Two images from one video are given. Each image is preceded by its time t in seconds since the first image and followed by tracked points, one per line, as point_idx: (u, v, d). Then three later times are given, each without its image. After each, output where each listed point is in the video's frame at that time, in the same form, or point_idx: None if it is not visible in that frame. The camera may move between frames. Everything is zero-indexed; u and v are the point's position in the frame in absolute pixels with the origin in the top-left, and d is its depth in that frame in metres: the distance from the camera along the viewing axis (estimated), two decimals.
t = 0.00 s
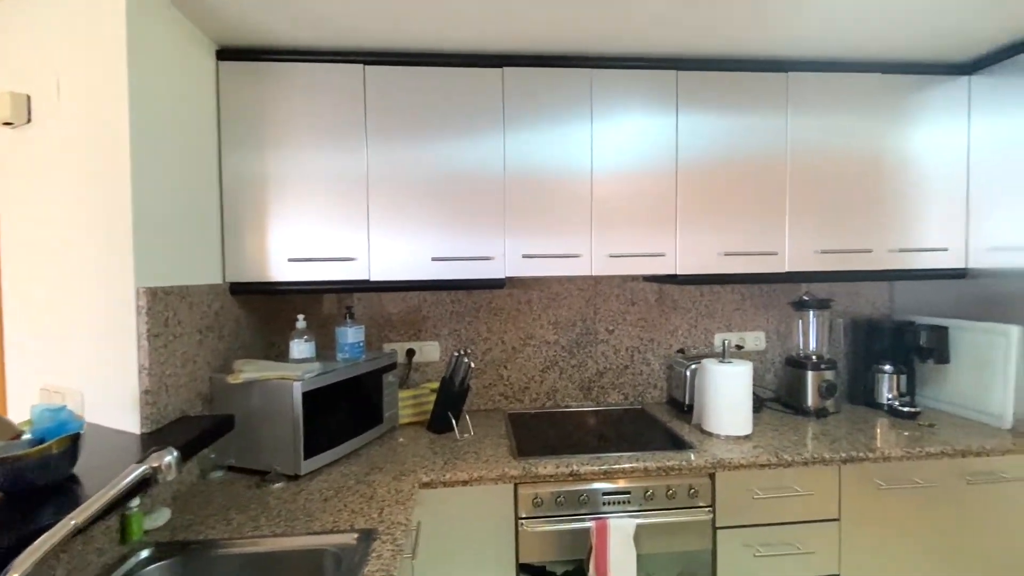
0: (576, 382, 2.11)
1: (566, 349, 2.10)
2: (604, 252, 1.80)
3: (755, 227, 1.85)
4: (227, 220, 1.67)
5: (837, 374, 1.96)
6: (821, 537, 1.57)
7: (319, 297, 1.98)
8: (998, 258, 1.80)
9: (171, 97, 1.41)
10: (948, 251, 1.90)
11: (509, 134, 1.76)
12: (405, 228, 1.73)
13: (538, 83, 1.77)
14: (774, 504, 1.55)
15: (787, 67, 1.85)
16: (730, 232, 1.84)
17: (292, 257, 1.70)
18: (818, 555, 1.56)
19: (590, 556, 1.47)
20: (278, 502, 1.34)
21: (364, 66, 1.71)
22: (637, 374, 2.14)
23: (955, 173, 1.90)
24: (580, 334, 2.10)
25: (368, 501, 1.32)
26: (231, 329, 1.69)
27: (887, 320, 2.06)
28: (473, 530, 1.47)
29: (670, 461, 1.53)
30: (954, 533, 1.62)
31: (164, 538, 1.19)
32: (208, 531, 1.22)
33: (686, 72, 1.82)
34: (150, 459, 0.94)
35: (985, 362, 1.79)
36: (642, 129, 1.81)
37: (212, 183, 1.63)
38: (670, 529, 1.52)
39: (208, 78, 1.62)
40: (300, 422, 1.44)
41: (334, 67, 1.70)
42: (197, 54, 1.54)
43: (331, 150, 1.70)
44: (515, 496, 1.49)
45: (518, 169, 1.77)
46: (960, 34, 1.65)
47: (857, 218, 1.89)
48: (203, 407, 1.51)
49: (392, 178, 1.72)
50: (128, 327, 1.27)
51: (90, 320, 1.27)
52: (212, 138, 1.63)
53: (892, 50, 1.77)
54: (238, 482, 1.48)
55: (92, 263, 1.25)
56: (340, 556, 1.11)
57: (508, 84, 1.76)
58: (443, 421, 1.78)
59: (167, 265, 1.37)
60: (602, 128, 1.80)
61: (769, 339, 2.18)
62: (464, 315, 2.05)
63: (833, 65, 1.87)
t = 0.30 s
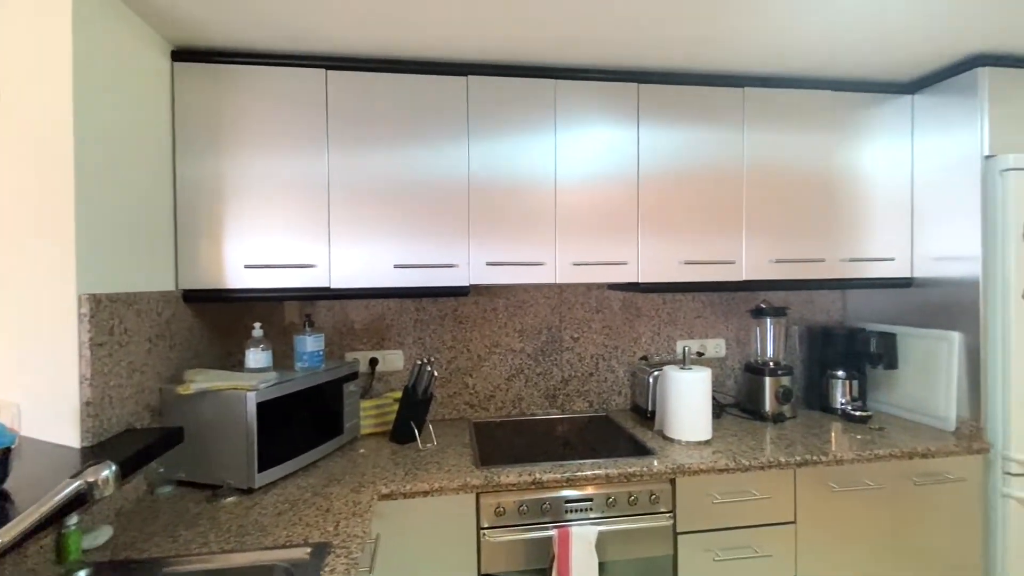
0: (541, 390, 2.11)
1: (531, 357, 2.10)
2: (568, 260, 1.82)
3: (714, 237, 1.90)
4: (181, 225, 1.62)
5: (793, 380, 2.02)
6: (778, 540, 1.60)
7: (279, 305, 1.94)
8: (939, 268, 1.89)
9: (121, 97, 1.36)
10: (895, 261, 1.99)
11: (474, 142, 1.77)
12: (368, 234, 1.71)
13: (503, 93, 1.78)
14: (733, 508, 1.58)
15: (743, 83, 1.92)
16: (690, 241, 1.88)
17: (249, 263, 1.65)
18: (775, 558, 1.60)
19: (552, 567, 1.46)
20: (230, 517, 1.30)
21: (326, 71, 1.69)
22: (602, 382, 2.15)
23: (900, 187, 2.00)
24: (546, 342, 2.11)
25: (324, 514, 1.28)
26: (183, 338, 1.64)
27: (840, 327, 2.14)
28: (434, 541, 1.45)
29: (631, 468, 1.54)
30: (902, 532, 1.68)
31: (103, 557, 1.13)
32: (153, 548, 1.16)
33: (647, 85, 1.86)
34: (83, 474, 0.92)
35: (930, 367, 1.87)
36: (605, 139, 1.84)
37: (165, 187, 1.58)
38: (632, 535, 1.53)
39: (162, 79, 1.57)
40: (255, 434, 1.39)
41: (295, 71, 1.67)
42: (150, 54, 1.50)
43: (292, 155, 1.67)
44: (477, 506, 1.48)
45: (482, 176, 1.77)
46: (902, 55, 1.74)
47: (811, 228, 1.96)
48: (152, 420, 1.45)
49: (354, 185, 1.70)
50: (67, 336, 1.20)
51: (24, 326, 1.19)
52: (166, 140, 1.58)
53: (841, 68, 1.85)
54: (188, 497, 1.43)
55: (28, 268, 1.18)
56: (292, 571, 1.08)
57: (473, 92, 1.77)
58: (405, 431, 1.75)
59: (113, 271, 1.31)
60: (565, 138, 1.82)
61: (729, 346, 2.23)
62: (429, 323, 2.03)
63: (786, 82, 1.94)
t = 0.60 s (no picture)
0: (502, 395, 2.10)
1: (492, 362, 2.09)
2: (528, 265, 1.83)
3: (670, 244, 1.95)
4: (125, 226, 1.55)
5: (745, 383, 2.09)
6: (728, 538, 1.64)
7: (231, 310, 1.88)
8: (878, 275, 1.99)
9: (58, 89, 1.29)
10: (838, 268, 2.08)
11: (433, 146, 1.76)
12: (324, 238, 1.68)
13: (463, 98, 1.78)
14: (686, 508, 1.62)
15: (697, 95, 1.98)
16: (646, 247, 1.93)
17: (198, 266, 1.59)
18: (726, 556, 1.64)
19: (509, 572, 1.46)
20: (172, 531, 1.24)
21: (281, 71, 1.66)
22: (562, 386, 2.17)
23: (843, 197, 2.10)
24: (506, 346, 2.11)
25: (273, 526, 1.25)
26: (126, 344, 1.57)
27: (788, 331, 2.22)
28: (388, 550, 1.43)
29: (588, 471, 1.55)
30: (845, 528, 1.75)
31: None
32: (86, 566, 1.10)
33: (605, 94, 1.90)
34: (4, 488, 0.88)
35: (871, 369, 1.96)
36: (564, 146, 1.86)
37: (107, 186, 1.51)
38: (588, 537, 1.54)
39: (106, 74, 1.51)
40: (201, 444, 1.34)
41: (248, 70, 1.63)
42: (92, 47, 1.44)
43: (244, 156, 1.62)
44: (433, 514, 1.46)
45: (442, 180, 1.77)
46: (844, 72, 1.83)
47: (761, 236, 2.03)
48: (89, 430, 1.38)
49: (310, 187, 1.67)
50: None
51: None
52: (108, 137, 1.52)
53: (787, 83, 1.94)
54: (128, 511, 1.36)
55: None
56: None
57: (432, 97, 1.76)
58: (361, 438, 1.72)
59: (47, 272, 1.24)
60: (525, 144, 1.83)
61: (685, 350, 2.29)
62: (388, 328, 2.00)
63: (737, 95, 2.01)
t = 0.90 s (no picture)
0: (460, 399, 2.10)
1: (450, 367, 2.09)
2: (485, 269, 1.84)
3: (624, 248, 1.99)
4: (58, 229, 1.47)
5: (697, 382, 2.16)
6: (680, 534, 1.69)
7: (176, 316, 1.81)
8: (819, 277, 2.09)
9: None
10: (782, 271, 2.18)
11: (389, 149, 1.75)
12: (275, 240, 1.64)
13: (418, 101, 1.78)
14: (640, 506, 1.65)
15: (649, 103, 2.04)
16: (601, 251, 1.96)
17: (139, 271, 1.52)
18: (679, 551, 1.69)
19: None
20: (108, 548, 1.18)
21: (230, 69, 1.61)
22: (520, 389, 2.18)
23: (787, 204, 2.20)
24: (465, 350, 2.11)
25: (218, 538, 1.20)
26: (59, 353, 1.48)
27: (737, 332, 2.31)
28: (342, 559, 1.40)
29: (544, 472, 1.57)
30: (790, 520, 1.82)
31: None
32: None
33: (560, 100, 1.93)
34: None
35: (814, 367, 2.06)
36: (521, 151, 1.88)
37: (39, 186, 1.43)
38: (545, 538, 1.55)
39: (38, 67, 1.43)
40: (140, 456, 1.28)
41: (194, 67, 1.58)
42: (22, 39, 1.36)
43: (190, 156, 1.57)
44: (387, 520, 1.44)
45: (397, 183, 1.75)
46: (785, 83, 1.92)
47: (710, 240, 2.11)
48: (17, 444, 1.30)
49: (261, 189, 1.63)
50: None
51: None
52: (40, 135, 1.44)
53: (733, 93, 2.02)
54: (59, 528, 1.29)
55: None
56: None
57: (387, 99, 1.75)
58: (314, 446, 1.68)
59: None
60: (482, 148, 1.84)
61: (640, 351, 2.34)
62: (343, 333, 1.97)
63: (686, 104, 2.09)
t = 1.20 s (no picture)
0: (413, 398, 2.08)
1: (403, 365, 2.07)
2: (438, 266, 1.83)
3: (576, 246, 2.03)
4: None
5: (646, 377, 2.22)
6: (627, 524, 1.74)
7: (109, 314, 1.72)
8: (759, 276, 2.19)
9: None
10: (726, 270, 2.27)
11: (338, 144, 1.72)
12: (218, 236, 1.59)
13: (369, 96, 1.76)
14: (589, 499, 1.69)
15: (600, 105, 2.08)
16: (553, 249, 1.99)
17: (67, 266, 1.44)
18: (627, 541, 1.74)
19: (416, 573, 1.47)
20: (31, 559, 1.12)
21: (169, 57, 1.55)
22: (474, 386, 2.19)
23: (730, 205, 2.29)
24: (418, 348, 2.10)
25: (153, 545, 1.16)
26: None
27: (685, 328, 2.39)
28: (287, 562, 1.38)
29: (494, 468, 1.58)
30: (731, 508, 1.91)
31: None
32: None
33: (513, 99, 1.95)
34: None
35: (755, 361, 2.16)
36: (474, 149, 1.88)
37: None
38: (496, 533, 1.57)
39: None
40: (68, 461, 1.22)
41: (129, 53, 1.51)
42: None
43: (125, 146, 1.49)
44: (335, 521, 1.43)
45: (347, 179, 1.73)
46: (728, 89, 2.00)
47: (659, 240, 2.17)
48: None
49: (202, 183, 1.57)
50: None
51: None
52: None
53: (680, 97, 2.09)
54: None
55: None
56: None
57: (337, 93, 1.72)
58: (259, 448, 1.64)
59: None
60: (435, 145, 1.83)
61: (592, 348, 2.39)
62: (291, 332, 1.92)
63: (636, 107, 2.14)
